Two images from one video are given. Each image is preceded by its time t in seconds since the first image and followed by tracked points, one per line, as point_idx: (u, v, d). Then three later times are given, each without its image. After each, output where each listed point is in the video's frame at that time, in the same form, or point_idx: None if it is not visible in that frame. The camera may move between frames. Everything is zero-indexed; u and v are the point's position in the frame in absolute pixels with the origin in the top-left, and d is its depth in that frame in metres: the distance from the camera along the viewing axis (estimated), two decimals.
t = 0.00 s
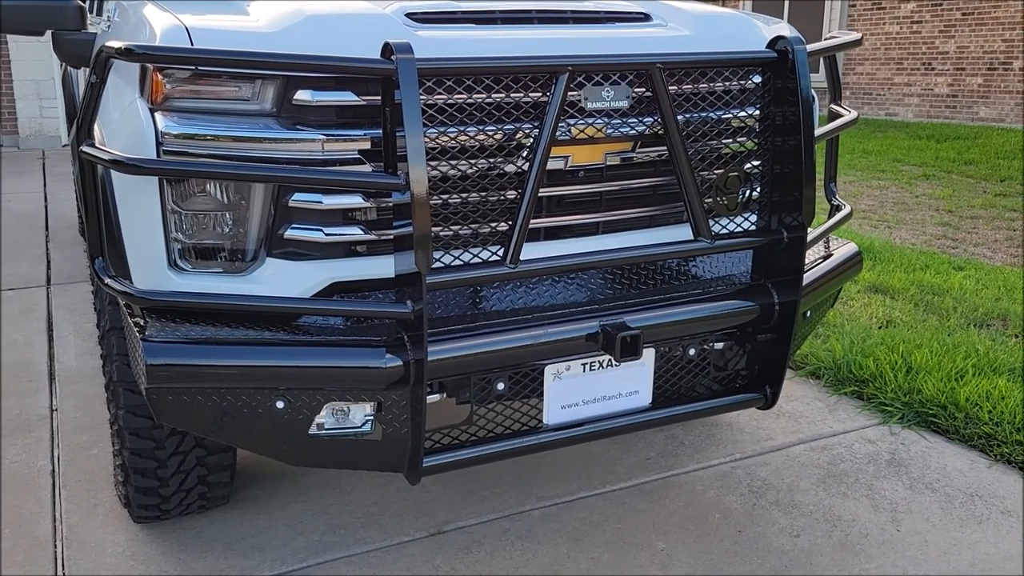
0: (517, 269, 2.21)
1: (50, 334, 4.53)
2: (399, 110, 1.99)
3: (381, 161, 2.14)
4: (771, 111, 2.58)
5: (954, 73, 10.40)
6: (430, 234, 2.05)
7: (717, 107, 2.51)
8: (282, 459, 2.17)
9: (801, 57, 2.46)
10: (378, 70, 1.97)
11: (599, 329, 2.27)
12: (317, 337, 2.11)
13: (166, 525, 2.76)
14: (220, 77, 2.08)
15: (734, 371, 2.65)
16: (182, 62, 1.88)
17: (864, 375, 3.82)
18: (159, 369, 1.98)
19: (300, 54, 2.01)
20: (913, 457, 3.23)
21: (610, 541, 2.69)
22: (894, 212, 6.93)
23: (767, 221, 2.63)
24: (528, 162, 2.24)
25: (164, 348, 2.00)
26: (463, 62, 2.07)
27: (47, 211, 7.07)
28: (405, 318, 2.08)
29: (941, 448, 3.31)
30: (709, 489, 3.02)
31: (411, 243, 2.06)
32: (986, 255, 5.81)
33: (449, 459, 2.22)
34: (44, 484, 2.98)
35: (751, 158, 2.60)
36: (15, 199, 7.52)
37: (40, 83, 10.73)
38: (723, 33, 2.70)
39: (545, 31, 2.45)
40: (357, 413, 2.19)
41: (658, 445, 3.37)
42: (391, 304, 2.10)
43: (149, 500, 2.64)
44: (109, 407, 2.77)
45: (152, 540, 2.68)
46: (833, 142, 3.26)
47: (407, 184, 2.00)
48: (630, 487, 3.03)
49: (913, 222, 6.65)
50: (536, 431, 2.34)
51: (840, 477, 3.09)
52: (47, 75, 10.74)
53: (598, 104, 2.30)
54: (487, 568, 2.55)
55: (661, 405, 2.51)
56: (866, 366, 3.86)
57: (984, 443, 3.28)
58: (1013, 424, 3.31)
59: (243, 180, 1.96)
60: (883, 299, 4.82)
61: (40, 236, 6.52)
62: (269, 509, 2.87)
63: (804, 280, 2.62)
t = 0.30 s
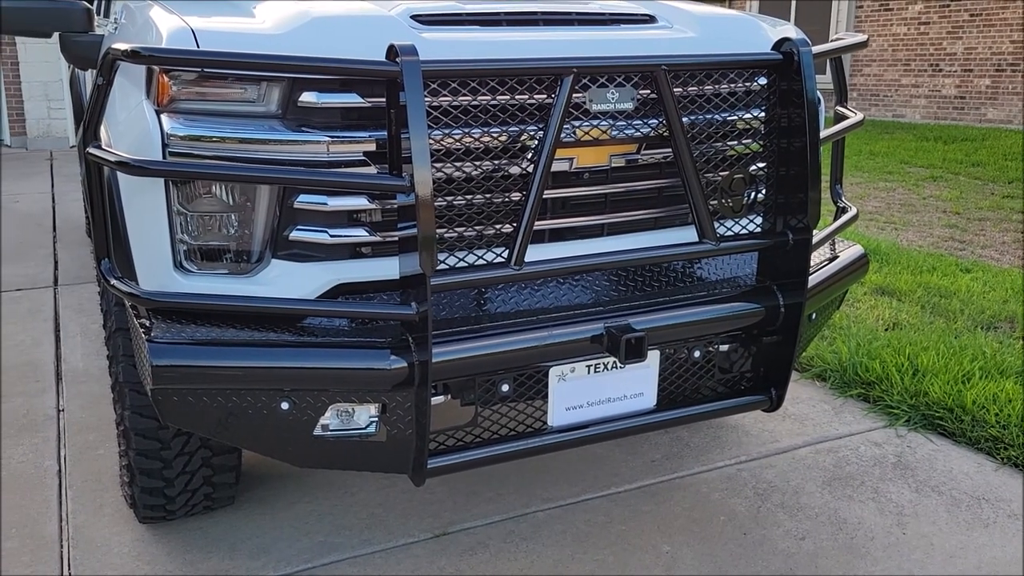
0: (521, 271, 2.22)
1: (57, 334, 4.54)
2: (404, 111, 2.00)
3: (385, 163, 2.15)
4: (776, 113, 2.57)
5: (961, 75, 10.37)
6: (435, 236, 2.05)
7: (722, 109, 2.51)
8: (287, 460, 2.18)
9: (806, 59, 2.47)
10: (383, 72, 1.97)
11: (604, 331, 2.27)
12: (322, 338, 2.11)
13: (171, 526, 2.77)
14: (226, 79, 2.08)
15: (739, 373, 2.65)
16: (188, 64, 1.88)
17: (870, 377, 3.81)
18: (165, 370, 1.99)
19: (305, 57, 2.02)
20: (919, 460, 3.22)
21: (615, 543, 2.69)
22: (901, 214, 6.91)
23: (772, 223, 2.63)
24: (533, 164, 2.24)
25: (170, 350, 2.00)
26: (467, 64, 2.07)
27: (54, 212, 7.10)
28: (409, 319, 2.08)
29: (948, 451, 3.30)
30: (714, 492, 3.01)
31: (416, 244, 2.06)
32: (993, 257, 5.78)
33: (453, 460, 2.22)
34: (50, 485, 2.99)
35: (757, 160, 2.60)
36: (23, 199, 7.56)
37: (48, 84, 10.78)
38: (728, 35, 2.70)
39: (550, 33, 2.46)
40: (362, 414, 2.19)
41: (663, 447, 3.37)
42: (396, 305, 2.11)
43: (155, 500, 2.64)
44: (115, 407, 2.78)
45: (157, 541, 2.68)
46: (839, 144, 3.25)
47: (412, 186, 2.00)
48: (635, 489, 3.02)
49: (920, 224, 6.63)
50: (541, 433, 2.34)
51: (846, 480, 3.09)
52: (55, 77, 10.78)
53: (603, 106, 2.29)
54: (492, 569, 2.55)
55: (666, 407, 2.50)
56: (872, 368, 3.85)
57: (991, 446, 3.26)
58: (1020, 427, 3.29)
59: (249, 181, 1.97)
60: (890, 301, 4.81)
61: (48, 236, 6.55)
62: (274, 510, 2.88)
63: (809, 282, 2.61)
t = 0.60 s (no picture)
0: (525, 273, 2.22)
1: (62, 335, 4.55)
2: (408, 113, 2.00)
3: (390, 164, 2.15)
4: (781, 114, 2.57)
5: (967, 77, 10.34)
6: (439, 237, 2.05)
7: (726, 111, 2.51)
8: (291, 462, 2.18)
9: (811, 60, 2.47)
10: (387, 74, 1.98)
11: (608, 332, 2.27)
12: (326, 339, 2.11)
13: (175, 526, 2.77)
14: (231, 81, 2.09)
15: (743, 375, 2.64)
16: (193, 66, 1.89)
17: (874, 380, 3.80)
18: (169, 371, 1.99)
19: (310, 58, 2.02)
20: (924, 462, 3.21)
21: (619, 545, 2.69)
22: (906, 216, 6.90)
23: (776, 225, 2.63)
24: (537, 166, 2.24)
25: (174, 350, 2.01)
26: (471, 66, 2.07)
27: (60, 213, 7.12)
28: (413, 320, 2.08)
29: (953, 454, 3.29)
30: (718, 494, 3.01)
31: (419, 246, 2.06)
32: (999, 259, 5.77)
33: (457, 461, 2.22)
34: (55, 485, 3.00)
35: (761, 162, 2.60)
36: (30, 200, 7.58)
37: (54, 86, 10.81)
38: (733, 36, 2.70)
39: (554, 34, 2.46)
40: (366, 415, 2.18)
41: (667, 449, 3.36)
42: (400, 307, 2.11)
43: (159, 501, 2.65)
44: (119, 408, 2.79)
45: (162, 541, 2.69)
46: (844, 145, 3.24)
47: (416, 187, 2.01)
48: (639, 491, 3.02)
49: (925, 226, 6.62)
50: (545, 435, 2.34)
51: (850, 482, 3.08)
52: (62, 78, 10.82)
53: (608, 108, 2.28)
54: (496, 571, 2.55)
55: (670, 408, 2.50)
56: (877, 370, 3.84)
57: (996, 449, 3.25)
58: None
59: (253, 182, 1.97)
60: (895, 303, 4.80)
61: (54, 237, 6.57)
62: (278, 511, 2.88)
63: (814, 284, 2.61)
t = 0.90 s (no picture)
0: (526, 274, 2.21)
1: (64, 335, 4.56)
2: (409, 114, 2.00)
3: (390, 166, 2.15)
4: (782, 116, 2.57)
5: (969, 78, 10.33)
6: (439, 238, 2.05)
7: (727, 112, 2.51)
8: (291, 463, 2.18)
9: (812, 62, 2.46)
10: (388, 75, 1.97)
11: (609, 334, 2.27)
12: (327, 340, 2.11)
13: (176, 527, 2.77)
14: (232, 82, 2.09)
15: (744, 377, 2.64)
16: (194, 67, 1.89)
17: (876, 381, 3.80)
18: (169, 372, 1.99)
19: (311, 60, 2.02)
20: (925, 464, 3.21)
21: (619, 546, 2.68)
22: (908, 218, 6.89)
23: (778, 226, 2.63)
24: (538, 167, 2.24)
25: (175, 351, 2.00)
26: (472, 67, 2.07)
27: (62, 214, 7.13)
28: (413, 322, 2.08)
29: (954, 456, 3.28)
30: (719, 495, 3.00)
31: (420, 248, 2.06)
32: (1001, 260, 5.76)
33: (458, 463, 2.21)
34: (56, 486, 3.00)
35: (762, 163, 2.59)
36: (31, 200, 7.59)
37: (56, 87, 10.82)
38: (735, 37, 2.70)
39: (555, 35, 2.45)
40: (366, 417, 2.18)
41: (668, 450, 3.36)
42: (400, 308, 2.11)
43: (160, 502, 2.65)
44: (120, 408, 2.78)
45: (162, 542, 2.69)
46: (845, 146, 3.24)
47: (416, 189, 2.00)
48: (640, 493, 3.02)
49: (926, 227, 6.61)
50: (545, 436, 2.33)
51: (852, 484, 3.07)
52: (64, 79, 10.83)
53: (608, 109, 2.28)
54: (496, 573, 2.55)
55: (671, 410, 2.50)
56: (879, 372, 3.83)
57: (998, 451, 3.25)
58: None
59: (253, 184, 1.97)
60: (896, 304, 4.79)
61: (55, 237, 6.58)
62: (279, 512, 2.88)
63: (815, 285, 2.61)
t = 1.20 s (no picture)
0: (528, 275, 2.21)
1: (66, 335, 4.56)
2: (411, 115, 2.00)
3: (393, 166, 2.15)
4: (784, 117, 2.57)
5: (972, 79, 10.32)
6: (441, 239, 2.05)
7: (730, 113, 2.50)
8: (293, 463, 2.18)
9: (815, 63, 2.46)
10: (390, 75, 1.97)
11: (611, 335, 2.26)
12: (329, 341, 2.11)
13: (177, 528, 2.77)
14: (234, 83, 2.09)
15: (747, 378, 2.64)
16: (196, 67, 1.89)
17: (879, 383, 3.79)
18: (172, 373, 1.99)
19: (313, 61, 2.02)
20: (928, 466, 3.20)
21: (622, 548, 2.68)
22: (911, 219, 6.88)
23: (780, 227, 2.62)
24: (540, 168, 2.24)
25: (177, 352, 2.00)
26: (475, 68, 2.07)
27: (64, 214, 7.14)
28: (416, 322, 2.08)
29: (957, 458, 3.28)
30: (721, 497, 3.00)
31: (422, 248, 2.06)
32: (1003, 262, 5.75)
33: (461, 464, 2.21)
34: (58, 486, 3.00)
35: (765, 164, 2.59)
36: (34, 200, 7.60)
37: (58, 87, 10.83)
38: (737, 39, 2.69)
39: (558, 36, 2.45)
40: (368, 418, 2.19)
41: (670, 452, 3.35)
42: (402, 308, 2.10)
43: (162, 502, 2.65)
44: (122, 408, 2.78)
45: (164, 543, 2.69)
46: (848, 148, 3.23)
47: (418, 190, 2.00)
48: (642, 494, 3.01)
49: (929, 229, 6.60)
50: (548, 437, 2.33)
51: (854, 486, 3.07)
52: (66, 80, 10.84)
53: (611, 110, 2.29)
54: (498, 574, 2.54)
55: (673, 411, 2.49)
56: (882, 374, 3.83)
57: (1001, 453, 3.24)
58: None
59: (256, 184, 1.97)
60: (899, 306, 4.79)
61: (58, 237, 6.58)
62: (281, 513, 2.88)
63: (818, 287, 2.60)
